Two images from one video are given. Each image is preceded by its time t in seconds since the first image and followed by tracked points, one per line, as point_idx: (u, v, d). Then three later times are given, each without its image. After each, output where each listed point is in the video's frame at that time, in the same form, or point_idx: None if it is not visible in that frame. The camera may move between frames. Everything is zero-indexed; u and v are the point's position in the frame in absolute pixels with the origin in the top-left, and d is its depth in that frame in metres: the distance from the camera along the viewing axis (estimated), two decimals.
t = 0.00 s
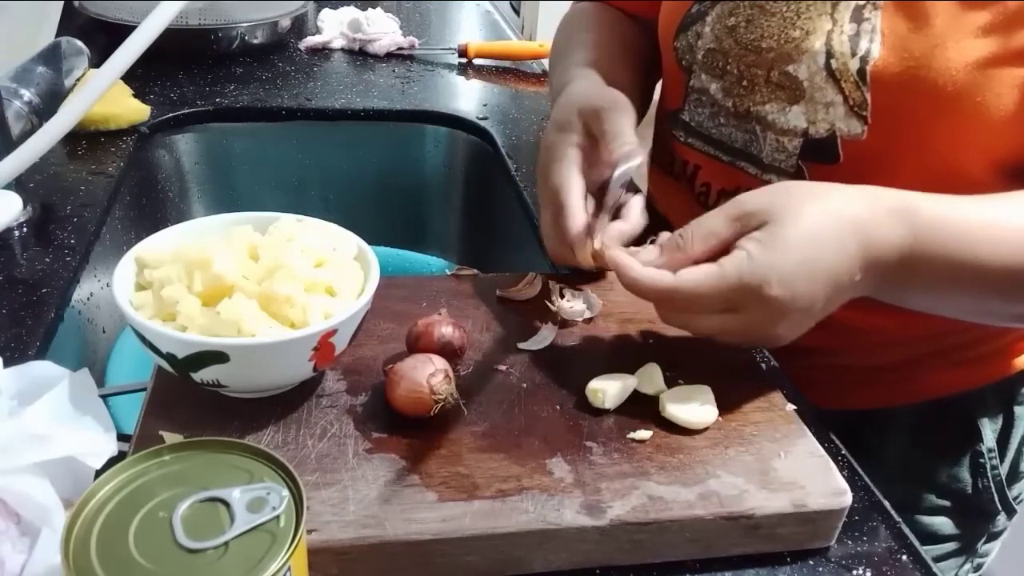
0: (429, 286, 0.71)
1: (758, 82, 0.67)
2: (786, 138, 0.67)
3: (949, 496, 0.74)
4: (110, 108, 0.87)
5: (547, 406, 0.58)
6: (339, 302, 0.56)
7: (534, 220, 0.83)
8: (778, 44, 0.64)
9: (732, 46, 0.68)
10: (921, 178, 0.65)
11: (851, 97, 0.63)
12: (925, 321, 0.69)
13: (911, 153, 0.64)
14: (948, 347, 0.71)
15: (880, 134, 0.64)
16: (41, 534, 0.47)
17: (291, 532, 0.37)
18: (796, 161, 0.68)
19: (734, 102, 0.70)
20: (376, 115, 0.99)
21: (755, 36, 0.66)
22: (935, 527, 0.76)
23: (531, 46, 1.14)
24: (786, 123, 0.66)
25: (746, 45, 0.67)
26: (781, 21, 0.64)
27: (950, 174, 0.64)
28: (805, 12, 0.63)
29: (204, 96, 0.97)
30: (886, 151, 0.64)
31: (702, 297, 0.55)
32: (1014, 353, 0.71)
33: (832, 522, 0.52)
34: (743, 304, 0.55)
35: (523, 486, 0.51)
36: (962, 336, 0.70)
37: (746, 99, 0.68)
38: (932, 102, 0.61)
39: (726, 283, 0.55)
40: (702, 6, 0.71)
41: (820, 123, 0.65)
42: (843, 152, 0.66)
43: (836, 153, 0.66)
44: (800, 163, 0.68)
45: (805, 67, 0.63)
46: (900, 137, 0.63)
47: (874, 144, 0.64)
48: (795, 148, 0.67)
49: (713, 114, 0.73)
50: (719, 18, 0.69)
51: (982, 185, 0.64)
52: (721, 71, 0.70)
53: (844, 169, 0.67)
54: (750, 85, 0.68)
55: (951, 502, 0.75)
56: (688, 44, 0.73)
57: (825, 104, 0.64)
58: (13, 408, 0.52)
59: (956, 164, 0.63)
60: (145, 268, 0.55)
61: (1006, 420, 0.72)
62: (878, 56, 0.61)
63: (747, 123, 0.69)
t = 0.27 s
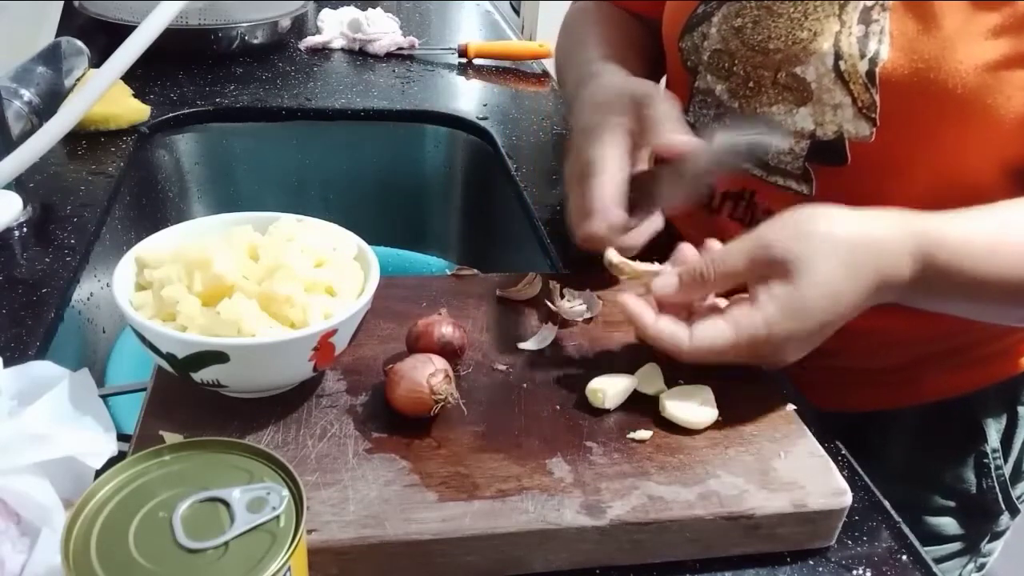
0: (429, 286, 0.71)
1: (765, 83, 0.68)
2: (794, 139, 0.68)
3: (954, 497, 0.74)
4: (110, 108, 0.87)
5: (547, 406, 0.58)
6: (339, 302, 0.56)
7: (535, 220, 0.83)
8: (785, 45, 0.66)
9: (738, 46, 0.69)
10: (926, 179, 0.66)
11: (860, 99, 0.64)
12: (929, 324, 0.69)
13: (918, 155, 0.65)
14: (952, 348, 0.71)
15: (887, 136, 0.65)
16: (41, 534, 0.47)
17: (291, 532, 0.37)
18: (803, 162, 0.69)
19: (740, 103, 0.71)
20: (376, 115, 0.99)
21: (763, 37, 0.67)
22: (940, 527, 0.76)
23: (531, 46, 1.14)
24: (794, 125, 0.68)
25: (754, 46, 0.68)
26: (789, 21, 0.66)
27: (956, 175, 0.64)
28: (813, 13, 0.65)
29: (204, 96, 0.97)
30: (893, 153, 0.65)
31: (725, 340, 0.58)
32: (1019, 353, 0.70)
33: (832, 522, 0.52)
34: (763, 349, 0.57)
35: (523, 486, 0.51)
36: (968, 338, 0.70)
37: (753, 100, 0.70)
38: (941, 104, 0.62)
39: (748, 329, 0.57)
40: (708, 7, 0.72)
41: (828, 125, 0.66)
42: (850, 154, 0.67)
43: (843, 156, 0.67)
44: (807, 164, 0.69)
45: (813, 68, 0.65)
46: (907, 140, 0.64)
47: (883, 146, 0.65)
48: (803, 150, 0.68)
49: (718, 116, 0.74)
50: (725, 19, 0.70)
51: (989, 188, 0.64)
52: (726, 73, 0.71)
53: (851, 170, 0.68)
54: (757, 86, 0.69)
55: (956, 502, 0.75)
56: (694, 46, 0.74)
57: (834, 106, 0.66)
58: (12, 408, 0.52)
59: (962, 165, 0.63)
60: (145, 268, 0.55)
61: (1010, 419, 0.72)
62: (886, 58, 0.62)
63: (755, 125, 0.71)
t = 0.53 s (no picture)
0: (429, 286, 0.71)
1: (768, 83, 0.68)
2: (796, 139, 0.68)
3: (956, 497, 0.75)
4: (110, 108, 0.87)
5: (547, 406, 0.58)
6: (339, 302, 0.56)
7: (534, 220, 0.83)
8: (789, 45, 0.66)
9: (742, 46, 0.70)
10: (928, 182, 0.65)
11: (864, 100, 0.65)
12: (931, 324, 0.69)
13: (921, 158, 0.64)
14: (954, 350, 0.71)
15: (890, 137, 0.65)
16: (41, 534, 0.47)
17: (291, 532, 0.37)
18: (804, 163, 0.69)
19: (743, 103, 0.71)
20: (376, 115, 0.99)
21: (766, 37, 0.68)
22: (942, 528, 0.76)
23: (531, 46, 1.14)
24: (796, 125, 0.68)
25: (758, 46, 0.69)
26: (793, 22, 0.67)
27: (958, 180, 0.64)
28: (816, 14, 0.66)
29: (204, 96, 0.97)
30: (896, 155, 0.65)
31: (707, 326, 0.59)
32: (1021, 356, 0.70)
33: (832, 522, 0.52)
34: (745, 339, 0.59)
35: (523, 486, 0.51)
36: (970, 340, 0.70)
37: (756, 100, 0.70)
38: (944, 105, 0.62)
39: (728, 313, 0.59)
40: (711, 9, 0.74)
41: (830, 125, 0.66)
42: (853, 153, 0.66)
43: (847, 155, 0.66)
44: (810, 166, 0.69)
45: (817, 68, 0.65)
46: (910, 141, 0.64)
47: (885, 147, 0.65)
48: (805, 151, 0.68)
49: (721, 116, 0.74)
50: (729, 19, 0.71)
51: (991, 200, 0.64)
52: (729, 73, 0.72)
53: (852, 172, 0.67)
54: (760, 86, 0.69)
55: (959, 503, 0.75)
56: (698, 45, 0.75)
57: (837, 107, 0.66)
58: (12, 408, 0.52)
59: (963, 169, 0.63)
60: (145, 268, 0.55)
61: (1012, 419, 0.72)
62: (890, 59, 0.63)
63: (756, 125, 0.70)
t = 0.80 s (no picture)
0: (428, 286, 0.71)
1: (770, 82, 0.68)
2: (800, 139, 0.68)
3: (957, 496, 0.74)
4: (110, 108, 0.87)
5: (547, 406, 0.58)
6: (339, 302, 0.56)
7: (534, 220, 0.83)
8: (792, 44, 0.66)
9: (744, 46, 0.69)
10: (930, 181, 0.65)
11: (866, 99, 0.65)
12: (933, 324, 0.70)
13: (923, 158, 0.65)
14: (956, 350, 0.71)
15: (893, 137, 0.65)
16: (41, 534, 0.47)
17: (291, 532, 0.37)
18: (808, 162, 0.69)
19: (745, 102, 0.71)
20: (376, 115, 0.99)
21: (768, 37, 0.67)
22: (943, 527, 0.76)
23: (531, 46, 1.14)
24: (800, 124, 0.68)
25: (760, 46, 0.68)
26: (795, 21, 0.66)
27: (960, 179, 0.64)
28: (819, 13, 0.65)
29: (204, 96, 0.97)
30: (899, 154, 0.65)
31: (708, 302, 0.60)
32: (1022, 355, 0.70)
33: (832, 522, 0.52)
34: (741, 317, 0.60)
35: (523, 486, 0.51)
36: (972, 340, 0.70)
37: (757, 100, 0.70)
38: (947, 105, 0.62)
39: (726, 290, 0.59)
40: (714, 7, 0.72)
41: (834, 125, 0.66)
42: (856, 154, 0.67)
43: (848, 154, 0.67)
44: (812, 165, 0.69)
45: (820, 68, 0.65)
46: (913, 141, 0.64)
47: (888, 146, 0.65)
48: (807, 151, 0.68)
49: (723, 114, 0.73)
50: (731, 19, 0.70)
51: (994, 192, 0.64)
52: (731, 72, 0.71)
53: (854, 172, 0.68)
54: (762, 86, 0.69)
55: (960, 503, 0.75)
56: (699, 45, 0.74)
57: (840, 106, 0.66)
58: (12, 408, 0.52)
59: (965, 168, 0.64)
60: (145, 268, 0.55)
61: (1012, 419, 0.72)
62: (893, 58, 0.63)
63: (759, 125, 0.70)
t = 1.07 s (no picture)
0: (429, 287, 0.71)
1: (768, 82, 0.66)
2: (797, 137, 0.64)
3: (957, 494, 0.74)
4: (110, 108, 0.87)
5: (547, 406, 0.58)
6: (339, 302, 0.56)
7: (534, 219, 0.83)
8: (790, 42, 0.65)
9: (743, 44, 0.69)
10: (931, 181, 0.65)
11: (865, 98, 0.62)
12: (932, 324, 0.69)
13: (923, 158, 0.64)
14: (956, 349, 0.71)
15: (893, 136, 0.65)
16: (41, 534, 0.47)
17: (291, 532, 0.37)
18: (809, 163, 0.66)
19: (744, 101, 0.69)
20: (376, 115, 0.99)
21: (767, 35, 0.67)
22: (942, 526, 0.75)
23: (531, 46, 1.14)
24: (796, 121, 0.63)
25: (757, 44, 0.68)
26: (793, 18, 0.65)
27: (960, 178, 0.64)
28: (817, 11, 0.64)
29: (204, 96, 0.97)
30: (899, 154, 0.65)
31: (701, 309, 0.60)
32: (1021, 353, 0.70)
33: (832, 522, 0.52)
34: (736, 327, 0.60)
35: (523, 486, 0.51)
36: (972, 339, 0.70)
37: (756, 98, 0.68)
38: (945, 104, 0.62)
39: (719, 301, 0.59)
40: (712, 6, 0.73)
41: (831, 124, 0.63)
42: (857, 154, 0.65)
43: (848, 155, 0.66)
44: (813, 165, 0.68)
45: (817, 66, 0.62)
46: (913, 140, 0.64)
47: (888, 146, 0.65)
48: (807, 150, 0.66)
49: (722, 114, 0.71)
50: (729, 17, 0.71)
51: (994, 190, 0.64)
52: (730, 70, 0.70)
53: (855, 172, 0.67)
54: (760, 84, 0.67)
55: (959, 501, 0.74)
56: (698, 43, 0.74)
57: (838, 105, 0.62)
58: (13, 408, 0.52)
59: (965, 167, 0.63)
60: (145, 268, 0.55)
61: (1012, 418, 0.72)
62: (891, 57, 0.62)
63: (760, 123, 0.67)
